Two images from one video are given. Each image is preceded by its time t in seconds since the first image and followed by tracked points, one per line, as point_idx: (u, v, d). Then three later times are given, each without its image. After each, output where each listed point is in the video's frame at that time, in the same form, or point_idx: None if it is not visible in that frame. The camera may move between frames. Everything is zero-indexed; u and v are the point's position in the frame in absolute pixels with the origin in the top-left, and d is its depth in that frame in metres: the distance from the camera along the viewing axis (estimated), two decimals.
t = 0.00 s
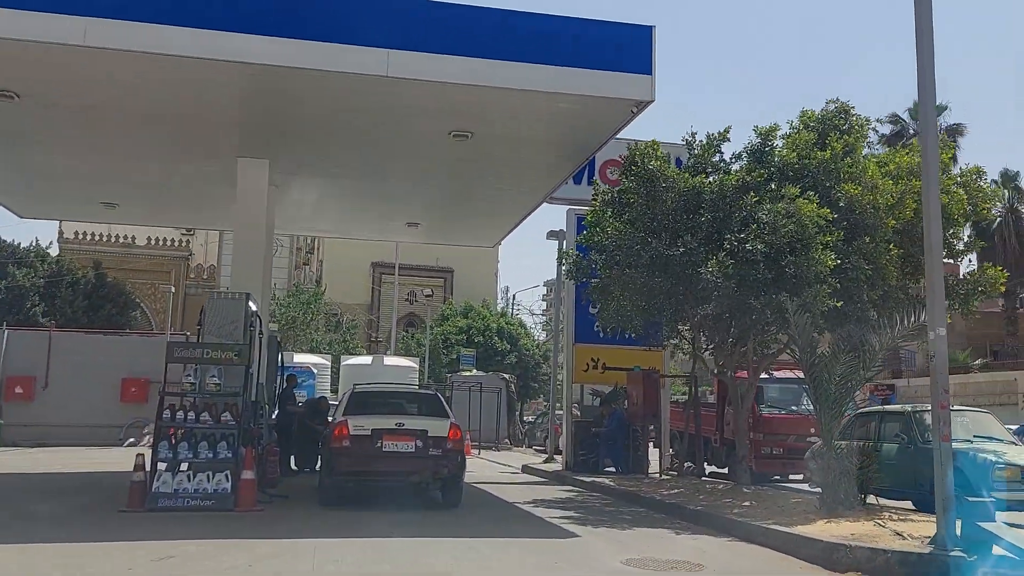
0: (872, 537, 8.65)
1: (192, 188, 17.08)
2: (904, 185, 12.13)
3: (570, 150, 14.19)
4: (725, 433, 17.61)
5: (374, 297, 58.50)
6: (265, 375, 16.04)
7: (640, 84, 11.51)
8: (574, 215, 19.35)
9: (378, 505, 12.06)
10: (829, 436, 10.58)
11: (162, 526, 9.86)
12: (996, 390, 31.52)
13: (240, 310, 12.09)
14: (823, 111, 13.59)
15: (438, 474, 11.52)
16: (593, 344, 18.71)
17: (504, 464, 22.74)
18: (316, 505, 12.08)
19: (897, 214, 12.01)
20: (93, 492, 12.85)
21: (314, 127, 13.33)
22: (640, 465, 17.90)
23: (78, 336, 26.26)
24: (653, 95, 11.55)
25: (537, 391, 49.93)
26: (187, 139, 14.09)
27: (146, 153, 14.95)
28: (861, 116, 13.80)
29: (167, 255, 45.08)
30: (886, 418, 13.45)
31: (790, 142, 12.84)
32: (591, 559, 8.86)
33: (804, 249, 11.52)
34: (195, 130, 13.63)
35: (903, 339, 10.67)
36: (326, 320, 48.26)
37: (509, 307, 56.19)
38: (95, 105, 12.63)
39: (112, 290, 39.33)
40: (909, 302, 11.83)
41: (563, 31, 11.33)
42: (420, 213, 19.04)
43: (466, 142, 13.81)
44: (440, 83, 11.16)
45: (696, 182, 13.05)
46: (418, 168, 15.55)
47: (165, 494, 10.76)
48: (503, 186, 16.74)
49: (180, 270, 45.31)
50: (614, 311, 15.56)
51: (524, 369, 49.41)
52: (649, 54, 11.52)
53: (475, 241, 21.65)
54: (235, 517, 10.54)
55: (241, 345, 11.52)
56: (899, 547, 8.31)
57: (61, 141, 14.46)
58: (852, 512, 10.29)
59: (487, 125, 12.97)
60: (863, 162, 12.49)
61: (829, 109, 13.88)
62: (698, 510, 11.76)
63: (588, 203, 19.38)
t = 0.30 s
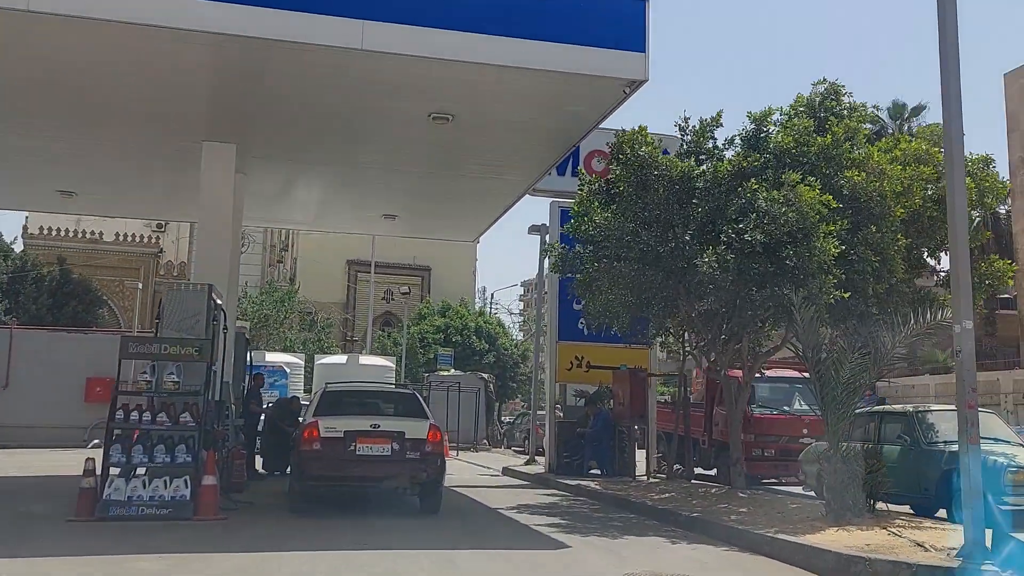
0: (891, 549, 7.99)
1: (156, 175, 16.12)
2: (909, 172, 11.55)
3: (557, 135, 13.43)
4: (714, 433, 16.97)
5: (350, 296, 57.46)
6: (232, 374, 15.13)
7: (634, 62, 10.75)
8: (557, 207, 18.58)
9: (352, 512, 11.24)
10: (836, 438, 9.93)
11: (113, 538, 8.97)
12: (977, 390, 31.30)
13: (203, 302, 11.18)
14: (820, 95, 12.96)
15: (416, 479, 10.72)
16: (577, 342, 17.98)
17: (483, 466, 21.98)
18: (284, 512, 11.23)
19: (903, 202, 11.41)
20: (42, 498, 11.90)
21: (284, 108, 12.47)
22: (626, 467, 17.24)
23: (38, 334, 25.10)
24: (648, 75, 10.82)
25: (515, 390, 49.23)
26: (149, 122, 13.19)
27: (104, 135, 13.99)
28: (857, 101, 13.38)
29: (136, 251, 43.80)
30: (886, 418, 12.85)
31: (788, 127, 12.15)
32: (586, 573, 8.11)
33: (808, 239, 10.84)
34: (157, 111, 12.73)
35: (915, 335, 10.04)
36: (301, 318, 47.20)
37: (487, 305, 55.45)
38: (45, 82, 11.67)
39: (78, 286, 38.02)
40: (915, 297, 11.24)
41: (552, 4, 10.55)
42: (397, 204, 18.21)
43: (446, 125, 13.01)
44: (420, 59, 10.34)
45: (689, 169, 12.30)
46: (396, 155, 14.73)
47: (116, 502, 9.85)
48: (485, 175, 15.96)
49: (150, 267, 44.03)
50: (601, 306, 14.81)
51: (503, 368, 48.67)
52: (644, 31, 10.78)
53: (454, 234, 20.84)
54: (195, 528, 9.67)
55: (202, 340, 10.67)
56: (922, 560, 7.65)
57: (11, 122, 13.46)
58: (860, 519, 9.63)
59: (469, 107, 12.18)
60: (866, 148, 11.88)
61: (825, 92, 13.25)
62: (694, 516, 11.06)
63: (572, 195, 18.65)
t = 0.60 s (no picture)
0: (931, 561, 7.30)
1: (131, 162, 15.26)
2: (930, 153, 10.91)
3: (557, 118, 12.67)
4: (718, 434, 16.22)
5: (339, 294, 56.56)
6: (211, 372, 14.31)
7: (641, 36, 10.01)
8: (554, 196, 17.69)
9: (338, 520, 10.44)
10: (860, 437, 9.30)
11: (74, 550, 8.15)
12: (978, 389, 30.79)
13: (177, 293, 10.35)
14: (833, 74, 12.24)
15: (408, 484, 9.93)
16: (575, 339, 17.22)
17: (476, 468, 21.20)
18: (264, 520, 10.41)
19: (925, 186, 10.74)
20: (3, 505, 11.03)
21: (266, 86, 11.66)
22: (626, 469, 16.51)
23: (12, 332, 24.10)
24: (658, 50, 10.09)
25: (507, 390, 48.48)
26: (121, 103, 12.39)
27: (74, 117, 13.12)
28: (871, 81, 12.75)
29: (120, 248, 42.73)
30: (904, 417, 12.15)
31: (803, 105, 11.37)
32: None
33: (828, 225, 10.12)
34: (131, 91, 11.95)
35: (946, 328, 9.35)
36: (289, 318, 46.27)
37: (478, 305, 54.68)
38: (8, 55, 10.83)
39: (58, 284, 36.94)
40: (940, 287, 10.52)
41: None
42: (386, 195, 17.42)
43: (439, 107, 12.23)
44: (413, 29, 9.57)
45: (698, 152, 11.48)
46: (385, 140, 13.94)
47: (79, 511, 9.02)
48: (479, 163, 15.19)
49: (134, 265, 42.98)
50: (601, 299, 14.03)
51: (495, 367, 47.91)
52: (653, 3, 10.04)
53: (446, 227, 20.06)
54: (166, 538, 8.85)
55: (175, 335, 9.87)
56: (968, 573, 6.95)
57: None
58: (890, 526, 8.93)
59: (464, 85, 11.40)
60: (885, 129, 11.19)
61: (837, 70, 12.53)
62: (706, 523, 10.31)
63: (569, 186, 17.89)
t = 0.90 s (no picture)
0: None
1: (122, 148, 14.54)
2: (976, 133, 10.13)
3: (571, 100, 11.92)
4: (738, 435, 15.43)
5: (342, 293, 55.84)
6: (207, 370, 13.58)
7: (666, 5, 9.24)
8: (565, 187, 16.94)
9: (339, 529, 9.70)
10: (908, 439, 8.51)
11: (48, 566, 7.41)
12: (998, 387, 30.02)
13: (166, 284, 9.62)
14: (866, 51, 11.48)
15: (414, 491, 9.18)
16: (588, 336, 16.50)
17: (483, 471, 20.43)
18: (260, 529, 9.68)
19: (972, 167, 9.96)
20: None
21: (262, 65, 10.91)
22: (641, 472, 15.75)
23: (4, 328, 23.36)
24: (684, 21, 9.33)
25: (513, 389, 47.81)
26: (109, 83, 11.64)
27: (60, 99, 12.39)
28: (906, 60, 11.98)
29: (120, 246, 42.01)
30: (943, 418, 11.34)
31: (836, 83, 10.61)
32: None
33: (867, 209, 9.34)
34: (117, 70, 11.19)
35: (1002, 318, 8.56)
36: (291, 316, 45.58)
37: (483, 303, 53.99)
38: None
39: (56, 281, 36.23)
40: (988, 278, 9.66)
41: None
42: (390, 185, 16.67)
43: (447, 87, 11.47)
44: None
45: (722, 134, 10.71)
46: (390, 125, 13.19)
47: (58, 521, 8.31)
48: (488, 151, 14.44)
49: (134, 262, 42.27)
50: (621, 290, 13.28)
51: (501, 367, 47.26)
52: None
53: (452, 220, 19.30)
54: (151, 551, 8.11)
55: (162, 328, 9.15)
56: None
57: None
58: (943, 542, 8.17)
59: (474, 63, 10.63)
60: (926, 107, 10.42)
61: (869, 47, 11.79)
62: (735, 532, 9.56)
63: (581, 177, 17.14)
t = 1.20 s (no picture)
0: None
1: (123, 135, 13.90)
2: None
3: (596, 78, 11.19)
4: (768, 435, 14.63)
5: (353, 291, 55.27)
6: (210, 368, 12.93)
7: None
8: (583, 177, 16.22)
9: (349, 537, 9.01)
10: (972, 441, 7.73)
11: None
12: None
13: (163, 274, 8.97)
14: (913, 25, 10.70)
15: (429, 496, 8.48)
16: (609, 332, 15.79)
17: (499, 473, 19.69)
18: (264, 537, 9.00)
19: None
20: None
21: (267, 40, 10.23)
22: (666, 474, 15.00)
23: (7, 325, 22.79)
24: None
25: (526, 389, 47.10)
26: (106, 61, 11.00)
27: (55, 80, 11.76)
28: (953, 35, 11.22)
29: (130, 243, 41.62)
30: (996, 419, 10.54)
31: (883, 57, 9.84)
32: None
33: (921, 189, 8.57)
34: (114, 47, 10.55)
35: None
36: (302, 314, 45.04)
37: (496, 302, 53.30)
38: None
39: (65, 279, 35.83)
40: None
41: None
42: (403, 176, 15.97)
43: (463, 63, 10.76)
44: None
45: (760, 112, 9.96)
46: (402, 107, 12.50)
47: (43, 529, 7.64)
48: (506, 137, 13.72)
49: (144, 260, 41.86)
50: (651, 281, 12.58)
51: (514, 367, 46.58)
52: None
53: (467, 213, 18.59)
54: (144, 561, 7.44)
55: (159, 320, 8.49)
56: None
57: None
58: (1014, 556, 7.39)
59: (493, 35, 9.92)
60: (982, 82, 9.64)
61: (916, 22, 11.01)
62: (778, 541, 8.80)
63: (602, 166, 16.39)
